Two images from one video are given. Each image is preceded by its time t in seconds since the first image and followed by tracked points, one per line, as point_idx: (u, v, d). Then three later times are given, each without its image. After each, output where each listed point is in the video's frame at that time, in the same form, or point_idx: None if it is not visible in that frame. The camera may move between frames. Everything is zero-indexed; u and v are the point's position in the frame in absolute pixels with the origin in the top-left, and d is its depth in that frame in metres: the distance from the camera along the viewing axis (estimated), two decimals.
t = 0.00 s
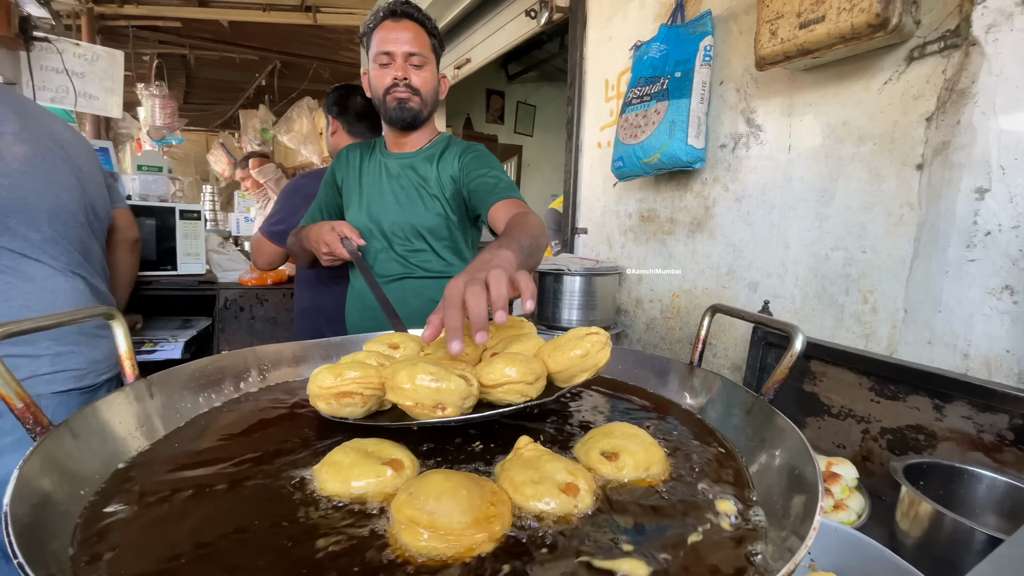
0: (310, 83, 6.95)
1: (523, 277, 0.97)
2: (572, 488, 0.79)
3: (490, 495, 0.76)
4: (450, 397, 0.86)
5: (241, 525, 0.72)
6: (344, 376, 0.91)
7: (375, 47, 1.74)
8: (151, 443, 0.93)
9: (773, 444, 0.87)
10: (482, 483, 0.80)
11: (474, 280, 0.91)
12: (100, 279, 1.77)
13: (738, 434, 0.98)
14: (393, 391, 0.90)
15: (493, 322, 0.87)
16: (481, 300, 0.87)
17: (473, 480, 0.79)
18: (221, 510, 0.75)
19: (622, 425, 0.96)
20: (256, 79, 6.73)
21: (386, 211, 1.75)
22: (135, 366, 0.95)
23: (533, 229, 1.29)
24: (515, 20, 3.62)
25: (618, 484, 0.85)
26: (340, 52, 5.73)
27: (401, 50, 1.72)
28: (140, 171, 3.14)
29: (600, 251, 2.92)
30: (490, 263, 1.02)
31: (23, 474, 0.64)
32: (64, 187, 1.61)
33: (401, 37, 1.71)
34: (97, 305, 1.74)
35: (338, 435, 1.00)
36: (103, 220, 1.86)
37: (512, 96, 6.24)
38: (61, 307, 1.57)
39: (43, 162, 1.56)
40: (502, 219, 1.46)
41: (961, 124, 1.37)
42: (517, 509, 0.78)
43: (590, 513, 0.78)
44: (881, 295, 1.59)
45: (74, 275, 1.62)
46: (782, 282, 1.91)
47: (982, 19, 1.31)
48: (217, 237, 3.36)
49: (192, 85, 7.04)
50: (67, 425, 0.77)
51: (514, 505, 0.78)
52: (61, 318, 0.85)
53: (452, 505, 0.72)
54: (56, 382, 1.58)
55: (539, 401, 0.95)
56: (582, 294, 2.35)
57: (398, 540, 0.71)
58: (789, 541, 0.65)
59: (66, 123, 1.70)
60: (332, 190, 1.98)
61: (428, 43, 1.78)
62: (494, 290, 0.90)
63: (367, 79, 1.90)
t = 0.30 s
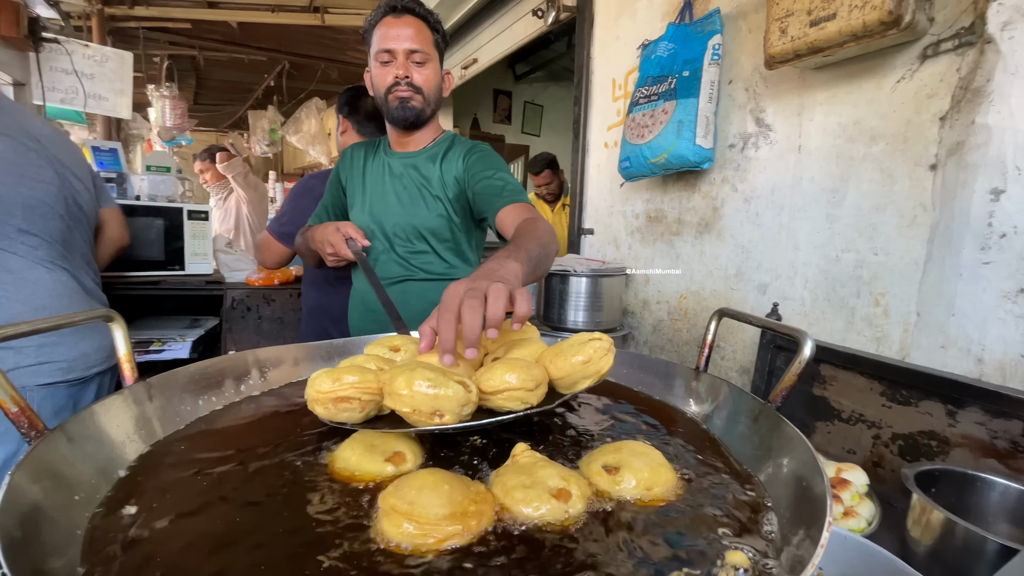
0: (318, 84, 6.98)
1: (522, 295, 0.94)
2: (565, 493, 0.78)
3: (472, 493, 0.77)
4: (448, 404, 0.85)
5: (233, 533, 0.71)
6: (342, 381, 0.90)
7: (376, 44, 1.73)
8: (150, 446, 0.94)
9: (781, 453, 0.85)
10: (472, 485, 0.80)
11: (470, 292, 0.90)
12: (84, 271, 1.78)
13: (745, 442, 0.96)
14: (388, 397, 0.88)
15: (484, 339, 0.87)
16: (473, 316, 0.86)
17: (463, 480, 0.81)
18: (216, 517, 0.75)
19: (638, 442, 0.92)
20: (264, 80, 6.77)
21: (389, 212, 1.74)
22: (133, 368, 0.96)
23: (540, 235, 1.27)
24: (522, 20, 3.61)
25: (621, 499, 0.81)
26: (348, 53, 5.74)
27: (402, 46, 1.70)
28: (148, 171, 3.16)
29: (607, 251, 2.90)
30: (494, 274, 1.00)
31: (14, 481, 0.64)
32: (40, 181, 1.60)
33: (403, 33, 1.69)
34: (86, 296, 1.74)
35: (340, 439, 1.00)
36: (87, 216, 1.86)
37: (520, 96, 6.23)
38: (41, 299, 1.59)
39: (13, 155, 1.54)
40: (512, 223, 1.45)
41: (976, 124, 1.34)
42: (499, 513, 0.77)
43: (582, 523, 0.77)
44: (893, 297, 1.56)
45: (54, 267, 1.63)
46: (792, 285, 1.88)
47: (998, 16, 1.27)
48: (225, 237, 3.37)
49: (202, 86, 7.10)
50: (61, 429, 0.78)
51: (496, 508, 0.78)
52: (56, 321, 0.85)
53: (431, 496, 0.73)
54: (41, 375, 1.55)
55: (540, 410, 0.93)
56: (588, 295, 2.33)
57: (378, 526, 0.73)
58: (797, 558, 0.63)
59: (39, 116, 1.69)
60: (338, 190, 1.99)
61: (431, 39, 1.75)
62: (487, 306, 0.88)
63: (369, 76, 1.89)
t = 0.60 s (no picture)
0: (328, 83, 7.02)
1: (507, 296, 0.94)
2: (550, 493, 0.78)
3: (456, 486, 0.78)
4: (456, 403, 0.85)
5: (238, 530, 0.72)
6: (351, 379, 0.91)
7: (382, 42, 1.73)
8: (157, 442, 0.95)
9: (792, 454, 0.84)
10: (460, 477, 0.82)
11: (456, 284, 0.91)
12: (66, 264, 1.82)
13: (755, 443, 0.94)
14: (397, 396, 0.88)
15: (458, 335, 0.90)
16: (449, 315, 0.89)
17: (453, 471, 0.82)
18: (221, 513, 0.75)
19: (651, 451, 0.87)
20: (274, 79, 6.82)
21: (394, 210, 1.75)
22: (142, 364, 0.97)
23: (551, 237, 1.28)
24: (530, 18, 3.60)
25: (613, 503, 0.80)
26: (357, 52, 5.76)
27: (408, 45, 1.71)
28: (160, 170, 3.19)
29: (615, 250, 2.88)
30: (498, 270, 1.00)
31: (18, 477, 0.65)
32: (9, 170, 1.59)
33: (409, 31, 1.70)
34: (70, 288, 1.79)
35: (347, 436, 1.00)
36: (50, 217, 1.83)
37: (528, 94, 6.21)
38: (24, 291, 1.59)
39: None
40: (523, 225, 1.44)
41: (990, 121, 1.31)
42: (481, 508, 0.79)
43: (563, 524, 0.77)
44: (907, 297, 1.53)
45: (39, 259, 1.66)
46: (803, 284, 1.86)
47: (1010, 14, 1.26)
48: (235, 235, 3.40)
49: (213, 86, 7.16)
50: (69, 425, 0.78)
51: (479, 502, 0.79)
52: (66, 317, 0.86)
53: (413, 487, 0.75)
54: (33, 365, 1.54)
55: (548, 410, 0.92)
56: (597, 295, 2.33)
57: (364, 510, 0.77)
58: (804, 563, 0.62)
59: None
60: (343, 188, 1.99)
61: (436, 37, 1.76)
62: (466, 306, 0.89)
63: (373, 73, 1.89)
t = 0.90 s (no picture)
0: (330, 81, 7.02)
1: (530, 266, 0.99)
2: (544, 491, 0.77)
3: (449, 492, 0.75)
4: (460, 397, 0.85)
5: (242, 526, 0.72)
6: (353, 376, 0.90)
7: (380, 38, 1.72)
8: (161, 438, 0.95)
9: (798, 453, 0.83)
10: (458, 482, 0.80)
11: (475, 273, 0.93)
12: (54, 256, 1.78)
13: (761, 441, 0.94)
14: (400, 391, 0.88)
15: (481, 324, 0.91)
16: (480, 289, 0.91)
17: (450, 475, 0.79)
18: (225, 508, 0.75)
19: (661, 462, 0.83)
20: (277, 78, 6.82)
21: (394, 208, 1.74)
22: (146, 360, 0.97)
23: (566, 223, 1.29)
24: (533, 16, 3.59)
25: (606, 508, 0.78)
26: (359, 51, 5.76)
27: (405, 41, 1.69)
28: (163, 167, 3.20)
29: (618, 249, 2.88)
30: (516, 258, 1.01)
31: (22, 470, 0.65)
32: None
33: (406, 27, 1.68)
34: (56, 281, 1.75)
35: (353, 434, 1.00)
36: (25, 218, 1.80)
37: (531, 92, 6.21)
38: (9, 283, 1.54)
39: None
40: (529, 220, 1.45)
41: (995, 120, 1.31)
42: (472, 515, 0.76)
43: (552, 523, 0.75)
44: (911, 296, 1.52)
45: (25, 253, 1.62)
46: (806, 283, 1.85)
47: (1015, 12, 1.26)
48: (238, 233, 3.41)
49: (216, 84, 7.17)
50: (73, 421, 0.79)
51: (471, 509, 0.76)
52: (69, 313, 0.86)
53: (401, 491, 0.72)
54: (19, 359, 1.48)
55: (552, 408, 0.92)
56: (599, 293, 2.32)
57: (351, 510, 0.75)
58: (813, 566, 0.61)
59: None
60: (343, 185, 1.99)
61: (433, 32, 1.74)
62: (497, 282, 0.92)
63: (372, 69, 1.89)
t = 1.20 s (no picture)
0: (329, 81, 7.01)
1: (513, 279, 0.82)
2: (541, 488, 0.78)
3: (438, 508, 0.73)
4: (462, 393, 0.85)
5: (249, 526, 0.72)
6: (353, 376, 0.91)
7: (379, 36, 1.72)
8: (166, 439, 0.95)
9: (799, 453, 0.84)
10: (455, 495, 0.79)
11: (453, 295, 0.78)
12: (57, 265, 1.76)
13: (761, 441, 0.95)
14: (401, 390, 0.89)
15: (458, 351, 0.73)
16: (464, 324, 0.74)
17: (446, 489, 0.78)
18: (232, 508, 0.76)
19: (670, 473, 0.81)
20: (275, 77, 6.81)
21: (393, 209, 1.75)
22: (152, 360, 0.97)
23: (533, 213, 1.21)
24: (532, 16, 3.59)
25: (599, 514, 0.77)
26: (358, 50, 5.75)
27: (405, 38, 1.69)
28: (162, 166, 3.19)
29: (617, 249, 2.89)
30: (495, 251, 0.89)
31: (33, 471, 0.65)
32: None
33: (406, 24, 1.68)
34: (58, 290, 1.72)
35: (357, 434, 1.01)
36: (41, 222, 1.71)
37: (530, 92, 6.21)
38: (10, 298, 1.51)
39: None
40: (501, 207, 1.40)
41: (995, 121, 1.32)
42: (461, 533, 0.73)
43: (545, 522, 0.76)
44: (909, 297, 1.53)
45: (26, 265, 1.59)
46: (805, 283, 1.86)
47: (1017, 14, 1.27)
48: (237, 232, 3.41)
49: (214, 83, 7.16)
50: (81, 422, 0.79)
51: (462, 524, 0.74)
52: (76, 315, 0.86)
53: (389, 502, 0.72)
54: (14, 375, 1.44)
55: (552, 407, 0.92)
56: (598, 293, 2.33)
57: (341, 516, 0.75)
58: (813, 565, 0.62)
59: None
60: (348, 185, 2.01)
61: (433, 29, 1.74)
62: (487, 313, 0.76)
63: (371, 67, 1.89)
